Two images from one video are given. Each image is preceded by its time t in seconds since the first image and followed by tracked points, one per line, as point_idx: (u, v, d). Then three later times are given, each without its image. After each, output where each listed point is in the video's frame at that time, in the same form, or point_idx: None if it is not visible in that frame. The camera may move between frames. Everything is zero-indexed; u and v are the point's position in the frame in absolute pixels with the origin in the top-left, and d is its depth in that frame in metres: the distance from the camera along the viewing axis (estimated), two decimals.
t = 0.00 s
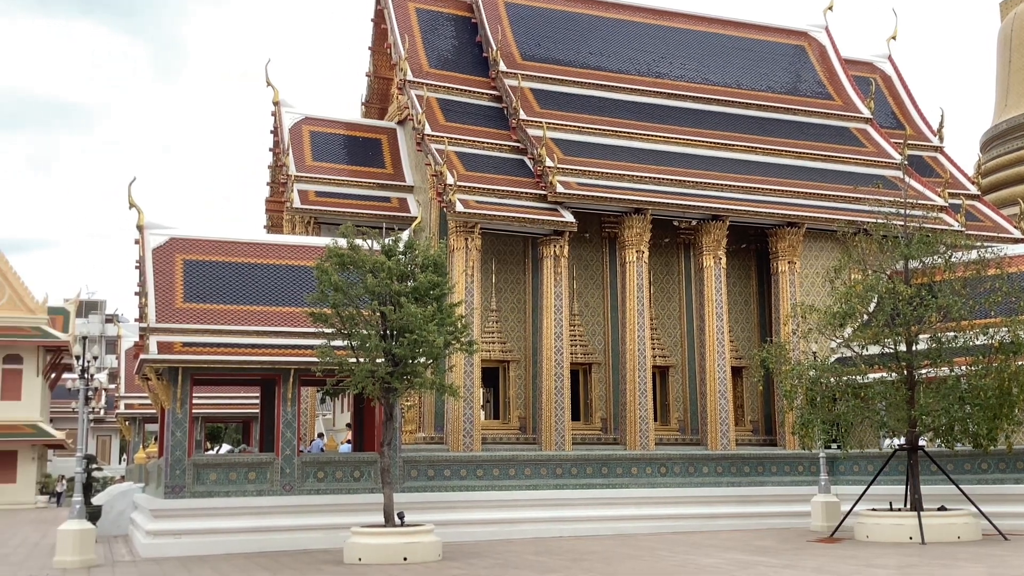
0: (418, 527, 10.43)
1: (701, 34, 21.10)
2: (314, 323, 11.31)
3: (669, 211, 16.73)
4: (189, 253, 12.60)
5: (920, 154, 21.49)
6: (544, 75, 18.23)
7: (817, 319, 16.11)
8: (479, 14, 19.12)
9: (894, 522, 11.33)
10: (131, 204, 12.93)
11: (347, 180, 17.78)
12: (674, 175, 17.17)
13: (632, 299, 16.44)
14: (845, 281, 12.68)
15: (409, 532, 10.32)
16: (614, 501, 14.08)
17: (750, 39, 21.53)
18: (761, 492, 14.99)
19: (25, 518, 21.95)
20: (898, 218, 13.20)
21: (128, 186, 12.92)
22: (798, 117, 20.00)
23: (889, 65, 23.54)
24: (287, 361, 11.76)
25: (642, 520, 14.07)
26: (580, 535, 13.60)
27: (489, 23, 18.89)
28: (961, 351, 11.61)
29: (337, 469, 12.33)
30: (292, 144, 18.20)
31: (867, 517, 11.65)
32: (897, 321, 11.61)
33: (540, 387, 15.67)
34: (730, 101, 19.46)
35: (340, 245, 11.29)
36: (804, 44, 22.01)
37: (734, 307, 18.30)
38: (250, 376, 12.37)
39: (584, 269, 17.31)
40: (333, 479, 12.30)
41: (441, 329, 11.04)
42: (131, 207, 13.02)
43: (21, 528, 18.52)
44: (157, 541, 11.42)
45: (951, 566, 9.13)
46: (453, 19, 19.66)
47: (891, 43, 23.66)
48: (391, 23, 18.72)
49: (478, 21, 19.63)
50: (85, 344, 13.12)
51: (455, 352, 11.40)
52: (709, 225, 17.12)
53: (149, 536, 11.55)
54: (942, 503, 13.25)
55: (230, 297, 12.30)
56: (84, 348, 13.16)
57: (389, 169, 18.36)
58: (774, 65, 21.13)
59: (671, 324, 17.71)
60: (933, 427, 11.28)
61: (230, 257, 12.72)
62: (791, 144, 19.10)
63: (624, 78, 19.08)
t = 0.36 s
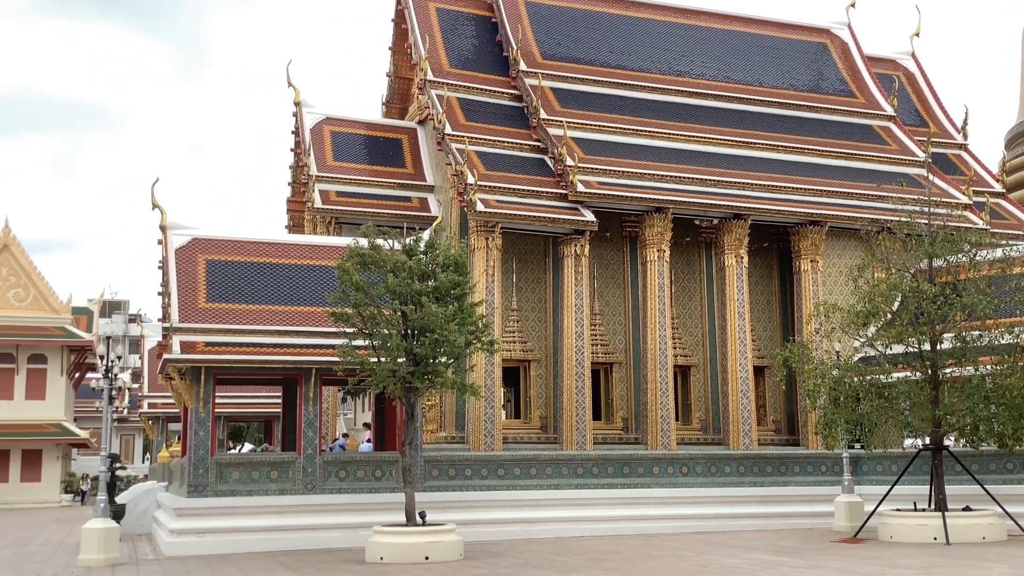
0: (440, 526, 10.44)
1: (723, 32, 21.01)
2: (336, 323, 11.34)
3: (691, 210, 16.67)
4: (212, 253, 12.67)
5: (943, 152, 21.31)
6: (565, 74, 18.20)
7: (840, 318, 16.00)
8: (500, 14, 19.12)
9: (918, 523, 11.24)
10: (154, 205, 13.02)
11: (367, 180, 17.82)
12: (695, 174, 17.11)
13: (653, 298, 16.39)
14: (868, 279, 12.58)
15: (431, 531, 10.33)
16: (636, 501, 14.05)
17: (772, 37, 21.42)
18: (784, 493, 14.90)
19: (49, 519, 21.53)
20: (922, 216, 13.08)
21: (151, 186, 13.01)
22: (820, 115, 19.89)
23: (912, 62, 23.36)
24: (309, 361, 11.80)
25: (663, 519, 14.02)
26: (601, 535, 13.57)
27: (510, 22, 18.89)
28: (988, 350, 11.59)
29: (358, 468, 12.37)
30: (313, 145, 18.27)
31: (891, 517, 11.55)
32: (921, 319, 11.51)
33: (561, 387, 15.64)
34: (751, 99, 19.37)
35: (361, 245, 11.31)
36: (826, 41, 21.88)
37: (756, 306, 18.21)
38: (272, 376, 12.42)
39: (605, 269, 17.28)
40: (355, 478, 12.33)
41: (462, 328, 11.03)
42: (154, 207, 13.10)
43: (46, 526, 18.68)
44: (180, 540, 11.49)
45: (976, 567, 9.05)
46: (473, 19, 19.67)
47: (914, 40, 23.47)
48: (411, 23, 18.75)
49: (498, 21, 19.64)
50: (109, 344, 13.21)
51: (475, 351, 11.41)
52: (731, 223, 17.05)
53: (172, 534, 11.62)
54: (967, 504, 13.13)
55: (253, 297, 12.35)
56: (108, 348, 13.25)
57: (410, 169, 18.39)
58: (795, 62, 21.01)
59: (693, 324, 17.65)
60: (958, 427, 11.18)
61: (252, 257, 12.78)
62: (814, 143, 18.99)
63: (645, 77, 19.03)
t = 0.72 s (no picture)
0: (453, 526, 10.46)
1: (736, 31, 20.96)
2: (350, 323, 11.37)
3: (704, 209, 16.63)
4: (226, 253, 12.73)
5: (959, 151, 21.21)
6: (578, 73, 18.19)
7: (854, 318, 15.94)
8: (513, 14, 19.12)
9: (934, 523, 11.20)
10: (169, 205, 13.08)
11: (381, 180, 17.86)
12: (709, 174, 17.07)
13: (666, 298, 16.37)
14: (883, 279, 12.53)
15: (445, 530, 10.35)
16: (650, 501, 14.04)
17: (786, 36, 21.36)
18: (799, 493, 14.86)
19: (63, 518, 21.24)
20: (937, 215, 13.01)
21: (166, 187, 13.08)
22: (834, 114, 19.82)
23: (926, 60, 23.25)
24: (323, 360, 11.83)
25: (677, 519, 14.00)
26: (615, 534, 13.57)
27: (523, 22, 18.90)
28: (1003, 350, 11.57)
29: (372, 467, 12.39)
30: (327, 145, 18.31)
31: (905, 517, 11.50)
32: (936, 319, 11.47)
33: (574, 387, 15.64)
34: (765, 98, 19.32)
35: (375, 245, 11.34)
36: (841, 40, 21.80)
37: (770, 305, 18.16)
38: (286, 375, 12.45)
39: (618, 269, 17.26)
40: (369, 477, 12.35)
41: (475, 328, 11.03)
42: (169, 208, 13.16)
43: (61, 525, 18.80)
44: (195, 539, 11.54)
45: (992, 567, 9.01)
46: (486, 19, 19.68)
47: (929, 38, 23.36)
48: (424, 23, 18.77)
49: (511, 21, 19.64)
50: (124, 344, 13.28)
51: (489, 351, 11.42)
52: (744, 223, 17.01)
53: (187, 533, 11.66)
54: (982, 504, 13.07)
55: (267, 297, 12.40)
56: (123, 348, 13.32)
57: (423, 169, 18.41)
58: (809, 61, 20.94)
59: (706, 323, 17.61)
60: (973, 427, 11.13)
61: (266, 257, 12.83)
62: (828, 142, 18.92)
63: (658, 76, 19.00)
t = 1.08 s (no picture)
0: (461, 526, 10.47)
1: (743, 30, 20.94)
2: (357, 323, 11.39)
3: (711, 209, 16.62)
4: (234, 253, 12.75)
5: (967, 150, 21.16)
6: (585, 73, 18.19)
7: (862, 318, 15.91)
8: (520, 14, 19.14)
9: (941, 524, 11.17)
10: (177, 206, 13.12)
11: (388, 180, 17.88)
12: (716, 173, 17.06)
13: (674, 298, 16.35)
14: (890, 279, 12.50)
15: (452, 530, 10.36)
16: (657, 501, 14.03)
17: (792, 35, 21.33)
18: (806, 493, 14.83)
19: (73, 518, 21.28)
20: (945, 215, 12.97)
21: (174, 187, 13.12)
22: (842, 114, 19.78)
23: (934, 59, 23.19)
24: (330, 361, 11.86)
25: (684, 519, 13.99)
26: (622, 535, 13.57)
27: (529, 23, 18.90)
28: (1011, 350, 11.51)
29: (379, 467, 12.40)
30: (334, 145, 18.34)
31: (913, 518, 11.48)
32: (944, 319, 11.46)
33: (582, 387, 15.64)
34: (772, 98, 19.29)
35: (382, 245, 11.36)
36: (848, 40, 21.76)
37: (777, 305, 18.14)
38: (294, 375, 12.48)
39: (625, 269, 17.26)
40: (376, 477, 12.37)
41: (482, 328, 11.04)
42: (177, 208, 13.20)
43: (70, 524, 18.88)
44: (203, 538, 11.56)
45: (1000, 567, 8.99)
46: (493, 19, 19.70)
47: (936, 37, 23.30)
48: (431, 24, 18.79)
49: (518, 21, 19.65)
50: (132, 344, 13.32)
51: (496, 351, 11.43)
52: (752, 222, 17.00)
53: (195, 533, 11.69)
54: (991, 505, 13.03)
55: (274, 297, 12.42)
56: (131, 348, 13.36)
57: (430, 169, 18.42)
58: (817, 60, 20.91)
59: (713, 324, 17.59)
60: (981, 428, 11.11)
61: (274, 257, 12.86)
62: (835, 141, 18.89)
63: (665, 76, 18.99)
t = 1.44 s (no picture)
0: (463, 526, 10.48)
1: (745, 30, 20.93)
2: (359, 323, 11.39)
3: (713, 209, 16.61)
4: (236, 254, 12.77)
5: (969, 150, 21.15)
6: (587, 73, 18.19)
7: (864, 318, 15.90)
8: (522, 14, 19.14)
9: (943, 524, 11.16)
10: (179, 206, 13.13)
11: (390, 180, 17.88)
12: (718, 173, 17.05)
13: (676, 298, 16.35)
14: (893, 278, 12.49)
15: (454, 530, 10.36)
16: (659, 500, 14.03)
17: (795, 35, 21.32)
18: (809, 493, 14.81)
19: (75, 518, 21.32)
20: (948, 215, 12.95)
21: (177, 187, 13.14)
22: (844, 114, 19.77)
23: (937, 59, 23.17)
24: (332, 361, 11.87)
25: (686, 519, 13.99)
26: (623, 535, 13.56)
27: (531, 23, 18.91)
28: (1014, 350, 11.50)
29: (381, 468, 12.41)
30: (336, 145, 18.36)
31: (916, 518, 11.47)
32: (947, 319, 11.45)
33: (584, 388, 15.63)
34: (774, 98, 19.29)
35: (385, 245, 11.37)
36: (850, 39, 21.75)
37: (780, 306, 18.13)
38: (296, 376, 12.49)
39: (627, 269, 17.26)
40: (378, 477, 12.37)
41: (485, 328, 11.04)
42: (179, 208, 13.21)
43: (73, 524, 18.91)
44: (205, 538, 11.57)
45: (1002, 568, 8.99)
46: (495, 19, 19.70)
47: (939, 38, 23.29)
48: (433, 24, 18.80)
49: (520, 21, 19.66)
50: (134, 344, 13.34)
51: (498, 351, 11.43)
52: (754, 222, 17.00)
53: (198, 533, 11.70)
54: (993, 505, 13.02)
55: (277, 297, 12.43)
56: (133, 348, 13.38)
57: (432, 169, 18.43)
58: (819, 60, 20.90)
59: (716, 323, 17.58)
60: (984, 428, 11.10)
61: (276, 258, 12.87)
62: (838, 141, 18.88)
63: (667, 76, 18.99)
